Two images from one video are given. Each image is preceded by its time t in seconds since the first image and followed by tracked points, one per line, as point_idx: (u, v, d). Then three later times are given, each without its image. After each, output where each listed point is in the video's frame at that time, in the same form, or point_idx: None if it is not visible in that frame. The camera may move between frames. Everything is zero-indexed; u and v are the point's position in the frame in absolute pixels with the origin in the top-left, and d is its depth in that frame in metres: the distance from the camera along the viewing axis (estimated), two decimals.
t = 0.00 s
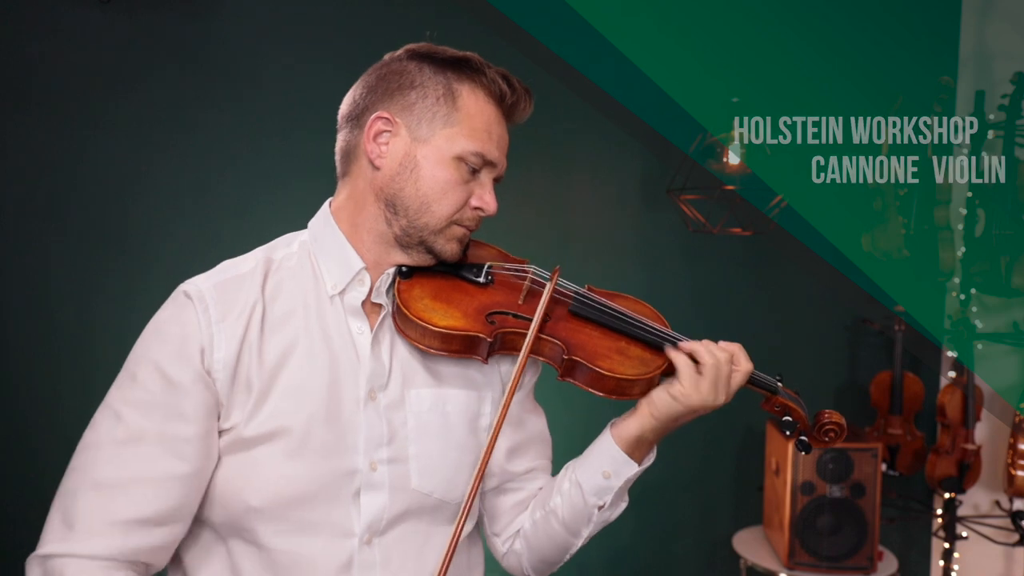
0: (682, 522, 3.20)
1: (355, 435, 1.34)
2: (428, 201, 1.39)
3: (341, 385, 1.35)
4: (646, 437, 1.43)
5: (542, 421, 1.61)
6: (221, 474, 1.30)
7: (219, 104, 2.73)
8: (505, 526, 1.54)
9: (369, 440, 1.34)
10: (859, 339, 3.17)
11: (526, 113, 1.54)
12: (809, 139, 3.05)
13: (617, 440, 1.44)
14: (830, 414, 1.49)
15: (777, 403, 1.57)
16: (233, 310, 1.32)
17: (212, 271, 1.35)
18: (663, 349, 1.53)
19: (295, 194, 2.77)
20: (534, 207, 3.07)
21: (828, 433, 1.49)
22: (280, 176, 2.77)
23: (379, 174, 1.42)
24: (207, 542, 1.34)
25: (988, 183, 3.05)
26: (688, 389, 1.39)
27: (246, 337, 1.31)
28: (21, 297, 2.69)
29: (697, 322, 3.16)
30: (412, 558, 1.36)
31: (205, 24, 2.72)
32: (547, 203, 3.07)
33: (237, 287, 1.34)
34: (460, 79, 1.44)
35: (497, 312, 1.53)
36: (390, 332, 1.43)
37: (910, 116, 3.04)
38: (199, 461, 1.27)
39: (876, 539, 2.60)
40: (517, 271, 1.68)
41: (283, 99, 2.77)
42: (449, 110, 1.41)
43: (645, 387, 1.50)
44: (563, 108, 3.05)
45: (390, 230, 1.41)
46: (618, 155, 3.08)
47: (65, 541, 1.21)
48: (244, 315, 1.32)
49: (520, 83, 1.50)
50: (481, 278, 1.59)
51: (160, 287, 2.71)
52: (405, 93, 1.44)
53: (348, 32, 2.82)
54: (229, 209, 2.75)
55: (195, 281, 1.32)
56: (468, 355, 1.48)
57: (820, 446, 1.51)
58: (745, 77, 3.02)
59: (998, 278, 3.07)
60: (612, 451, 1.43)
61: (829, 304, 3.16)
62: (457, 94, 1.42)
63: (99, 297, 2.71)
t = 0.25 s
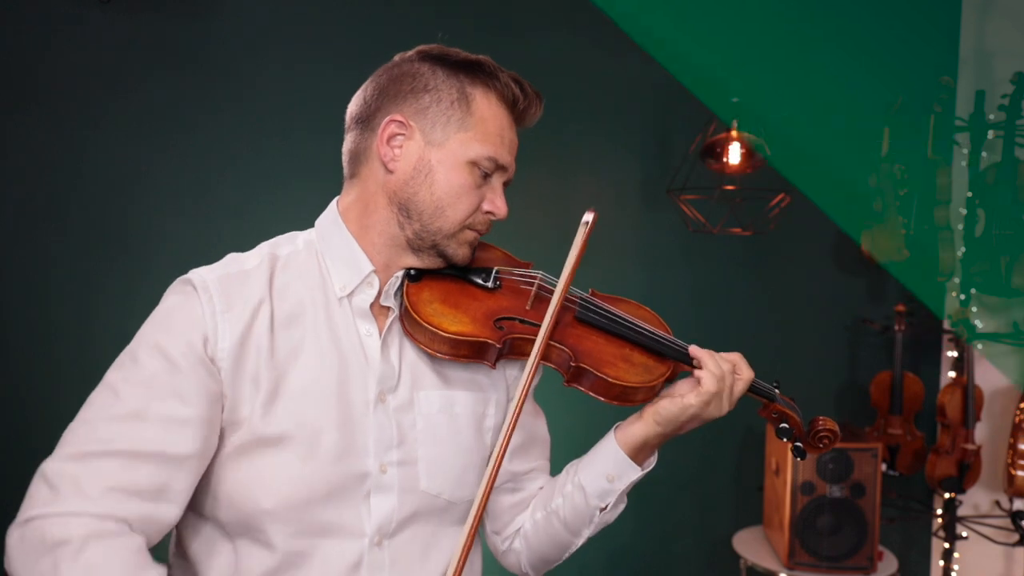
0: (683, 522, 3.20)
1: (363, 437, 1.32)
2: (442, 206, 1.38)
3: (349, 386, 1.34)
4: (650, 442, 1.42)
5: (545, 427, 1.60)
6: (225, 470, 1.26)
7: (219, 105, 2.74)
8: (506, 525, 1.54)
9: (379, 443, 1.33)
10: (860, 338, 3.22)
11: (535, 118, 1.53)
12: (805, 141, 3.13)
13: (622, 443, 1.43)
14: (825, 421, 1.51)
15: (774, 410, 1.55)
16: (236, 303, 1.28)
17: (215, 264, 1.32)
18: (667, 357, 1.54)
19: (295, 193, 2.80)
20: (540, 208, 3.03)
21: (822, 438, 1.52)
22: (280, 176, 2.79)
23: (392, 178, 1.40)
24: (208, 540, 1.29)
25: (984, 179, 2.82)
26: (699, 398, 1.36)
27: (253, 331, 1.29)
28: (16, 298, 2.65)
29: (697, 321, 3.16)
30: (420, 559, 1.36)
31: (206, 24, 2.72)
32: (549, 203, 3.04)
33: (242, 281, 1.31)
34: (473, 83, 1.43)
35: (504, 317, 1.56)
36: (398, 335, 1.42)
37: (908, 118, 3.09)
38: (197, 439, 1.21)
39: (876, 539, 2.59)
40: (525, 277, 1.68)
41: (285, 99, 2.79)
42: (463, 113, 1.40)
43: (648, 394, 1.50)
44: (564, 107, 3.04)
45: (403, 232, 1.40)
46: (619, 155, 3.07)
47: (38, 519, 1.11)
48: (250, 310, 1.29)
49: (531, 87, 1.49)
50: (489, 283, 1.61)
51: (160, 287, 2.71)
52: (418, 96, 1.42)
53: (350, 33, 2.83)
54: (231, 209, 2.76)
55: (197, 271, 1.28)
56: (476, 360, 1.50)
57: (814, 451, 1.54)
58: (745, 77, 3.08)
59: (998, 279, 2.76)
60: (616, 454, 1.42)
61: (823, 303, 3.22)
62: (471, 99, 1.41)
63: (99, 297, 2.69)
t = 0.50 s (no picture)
0: (683, 522, 3.20)
1: (359, 434, 1.32)
2: (440, 212, 1.37)
3: (346, 383, 1.33)
4: (647, 451, 1.38)
5: (546, 428, 1.59)
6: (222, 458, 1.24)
7: (219, 105, 2.74)
8: (503, 525, 1.52)
9: (375, 442, 1.32)
10: (859, 338, 3.22)
11: (538, 119, 1.51)
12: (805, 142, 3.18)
13: (618, 451, 1.39)
14: (829, 433, 1.49)
15: (775, 421, 1.51)
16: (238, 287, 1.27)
17: (216, 249, 1.31)
18: (667, 364, 1.51)
19: (295, 193, 2.82)
20: (542, 208, 3.02)
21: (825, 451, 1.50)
22: (280, 176, 2.81)
23: (391, 183, 1.39)
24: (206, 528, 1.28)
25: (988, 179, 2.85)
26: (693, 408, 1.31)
27: (251, 317, 1.28)
28: (13, 299, 2.61)
29: (697, 321, 3.16)
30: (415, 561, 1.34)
31: (206, 24, 2.72)
32: (549, 203, 3.03)
33: (242, 269, 1.31)
34: (474, 86, 1.41)
35: (503, 320, 1.55)
36: (396, 334, 1.42)
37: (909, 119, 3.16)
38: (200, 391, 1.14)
39: (876, 539, 2.59)
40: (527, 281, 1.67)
41: (285, 99, 2.80)
42: (462, 119, 1.38)
43: (645, 401, 1.48)
44: (564, 106, 3.03)
45: (401, 237, 1.39)
46: (620, 156, 3.07)
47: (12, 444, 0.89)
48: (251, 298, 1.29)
49: (534, 90, 1.48)
50: (487, 285, 1.60)
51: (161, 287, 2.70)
52: (417, 100, 1.40)
53: (350, 34, 2.84)
54: (232, 210, 2.77)
55: (200, 254, 1.28)
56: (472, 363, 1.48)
57: (815, 464, 1.52)
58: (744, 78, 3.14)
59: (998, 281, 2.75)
60: (613, 460, 1.38)
61: (823, 303, 3.22)
62: (471, 103, 1.39)
63: (98, 297, 2.68)
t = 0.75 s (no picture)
0: (683, 522, 3.20)
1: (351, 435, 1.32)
2: (434, 216, 1.37)
3: (340, 384, 1.34)
4: (656, 464, 1.33)
5: (548, 432, 1.60)
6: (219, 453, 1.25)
7: (219, 105, 2.74)
8: (504, 531, 1.52)
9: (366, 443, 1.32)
10: (860, 338, 3.22)
11: (538, 120, 1.50)
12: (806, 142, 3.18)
13: (624, 463, 1.35)
14: (841, 443, 1.45)
15: (783, 429, 1.47)
16: (239, 281, 1.28)
17: (221, 244, 1.33)
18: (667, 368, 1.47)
19: (295, 193, 2.82)
20: (542, 208, 3.02)
21: (836, 463, 1.45)
22: (281, 176, 2.81)
23: (386, 187, 1.40)
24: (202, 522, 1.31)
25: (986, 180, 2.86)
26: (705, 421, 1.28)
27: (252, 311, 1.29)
28: (13, 299, 2.62)
29: (696, 321, 3.16)
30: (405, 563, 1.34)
31: (206, 24, 2.72)
32: (549, 203, 3.03)
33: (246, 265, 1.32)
34: (470, 88, 1.40)
35: (498, 322, 1.49)
36: (393, 334, 1.42)
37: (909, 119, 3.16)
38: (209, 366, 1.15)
39: (876, 539, 2.59)
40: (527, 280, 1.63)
41: (285, 99, 2.80)
42: (456, 121, 1.38)
43: (642, 406, 1.44)
44: (564, 106, 3.03)
45: (396, 239, 1.40)
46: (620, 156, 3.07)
47: (33, 409, 0.89)
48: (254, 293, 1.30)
49: (533, 92, 1.46)
50: (484, 286, 1.57)
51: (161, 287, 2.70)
52: (412, 103, 1.41)
53: (350, 34, 2.85)
54: (232, 210, 2.77)
55: (204, 248, 1.30)
56: (466, 364, 1.44)
57: (827, 475, 1.46)
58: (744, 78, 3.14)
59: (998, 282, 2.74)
60: (618, 474, 1.34)
61: (824, 302, 3.22)
62: (466, 105, 1.39)
63: (98, 297, 2.68)
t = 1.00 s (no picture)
0: (683, 522, 3.20)
1: (338, 435, 1.32)
2: (420, 215, 1.36)
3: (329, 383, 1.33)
4: (646, 471, 1.29)
5: (547, 436, 1.58)
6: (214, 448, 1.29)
7: (219, 105, 2.74)
8: (501, 537, 1.50)
9: (352, 443, 1.31)
10: (859, 338, 3.22)
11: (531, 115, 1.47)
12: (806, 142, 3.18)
13: (613, 471, 1.33)
14: (850, 452, 1.44)
15: (785, 436, 1.46)
16: (238, 276, 1.33)
17: (222, 243, 1.38)
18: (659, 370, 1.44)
19: (295, 193, 2.82)
20: (542, 207, 3.02)
21: (844, 473, 1.44)
22: (281, 176, 2.82)
23: (373, 186, 1.40)
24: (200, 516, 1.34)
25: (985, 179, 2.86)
26: (684, 420, 1.22)
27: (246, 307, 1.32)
28: (13, 299, 2.62)
29: (696, 321, 3.16)
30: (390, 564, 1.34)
31: (205, 24, 2.72)
32: (549, 203, 3.03)
33: (244, 263, 1.36)
34: (456, 85, 1.39)
35: (486, 322, 1.47)
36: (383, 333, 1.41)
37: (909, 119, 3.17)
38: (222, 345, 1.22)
39: (876, 539, 2.59)
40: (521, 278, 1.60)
41: (285, 99, 2.80)
42: (441, 120, 1.37)
43: (631, 411, 1.42)
44: (564, 106, 3.03)
45: (384, 239, 1.40)
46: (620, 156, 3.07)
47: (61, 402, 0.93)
48: (254, 289, 1.34)
49: (523, 87, 1.42)
50: (474, 285, 1.53)
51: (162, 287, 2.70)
52: (399, 101, 1.41)
53: (350, 34, 2.85)
54: (232, 210, 2.77)
55: (204, 248, 1.35)
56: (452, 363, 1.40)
57: (834, 485, 1.46)
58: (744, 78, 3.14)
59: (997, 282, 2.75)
60: (606, 482, 1.32)
61: (823, 302, 3.22)
62: (452, 102, 1.38)
63: (98, 297, 2.67)
